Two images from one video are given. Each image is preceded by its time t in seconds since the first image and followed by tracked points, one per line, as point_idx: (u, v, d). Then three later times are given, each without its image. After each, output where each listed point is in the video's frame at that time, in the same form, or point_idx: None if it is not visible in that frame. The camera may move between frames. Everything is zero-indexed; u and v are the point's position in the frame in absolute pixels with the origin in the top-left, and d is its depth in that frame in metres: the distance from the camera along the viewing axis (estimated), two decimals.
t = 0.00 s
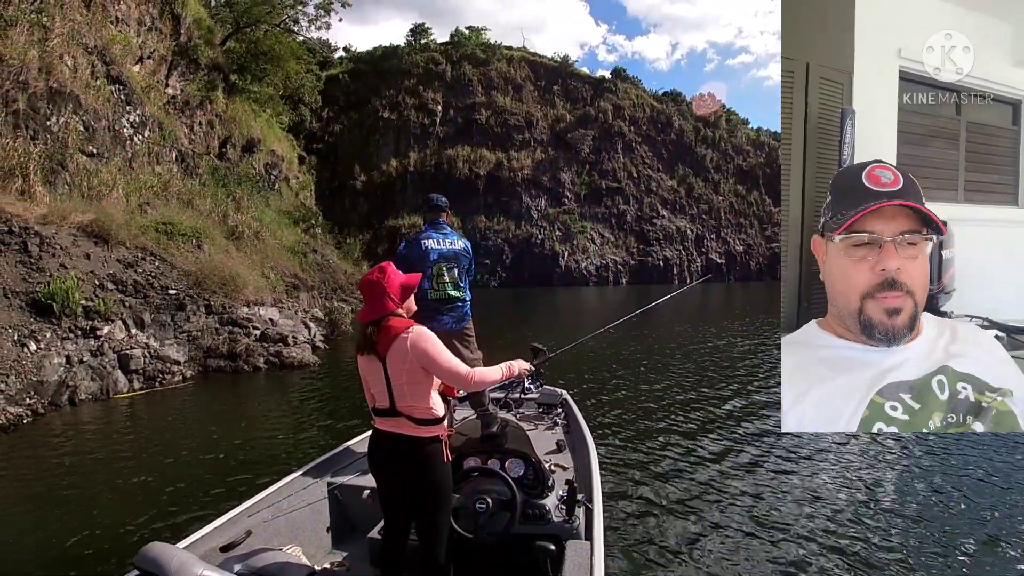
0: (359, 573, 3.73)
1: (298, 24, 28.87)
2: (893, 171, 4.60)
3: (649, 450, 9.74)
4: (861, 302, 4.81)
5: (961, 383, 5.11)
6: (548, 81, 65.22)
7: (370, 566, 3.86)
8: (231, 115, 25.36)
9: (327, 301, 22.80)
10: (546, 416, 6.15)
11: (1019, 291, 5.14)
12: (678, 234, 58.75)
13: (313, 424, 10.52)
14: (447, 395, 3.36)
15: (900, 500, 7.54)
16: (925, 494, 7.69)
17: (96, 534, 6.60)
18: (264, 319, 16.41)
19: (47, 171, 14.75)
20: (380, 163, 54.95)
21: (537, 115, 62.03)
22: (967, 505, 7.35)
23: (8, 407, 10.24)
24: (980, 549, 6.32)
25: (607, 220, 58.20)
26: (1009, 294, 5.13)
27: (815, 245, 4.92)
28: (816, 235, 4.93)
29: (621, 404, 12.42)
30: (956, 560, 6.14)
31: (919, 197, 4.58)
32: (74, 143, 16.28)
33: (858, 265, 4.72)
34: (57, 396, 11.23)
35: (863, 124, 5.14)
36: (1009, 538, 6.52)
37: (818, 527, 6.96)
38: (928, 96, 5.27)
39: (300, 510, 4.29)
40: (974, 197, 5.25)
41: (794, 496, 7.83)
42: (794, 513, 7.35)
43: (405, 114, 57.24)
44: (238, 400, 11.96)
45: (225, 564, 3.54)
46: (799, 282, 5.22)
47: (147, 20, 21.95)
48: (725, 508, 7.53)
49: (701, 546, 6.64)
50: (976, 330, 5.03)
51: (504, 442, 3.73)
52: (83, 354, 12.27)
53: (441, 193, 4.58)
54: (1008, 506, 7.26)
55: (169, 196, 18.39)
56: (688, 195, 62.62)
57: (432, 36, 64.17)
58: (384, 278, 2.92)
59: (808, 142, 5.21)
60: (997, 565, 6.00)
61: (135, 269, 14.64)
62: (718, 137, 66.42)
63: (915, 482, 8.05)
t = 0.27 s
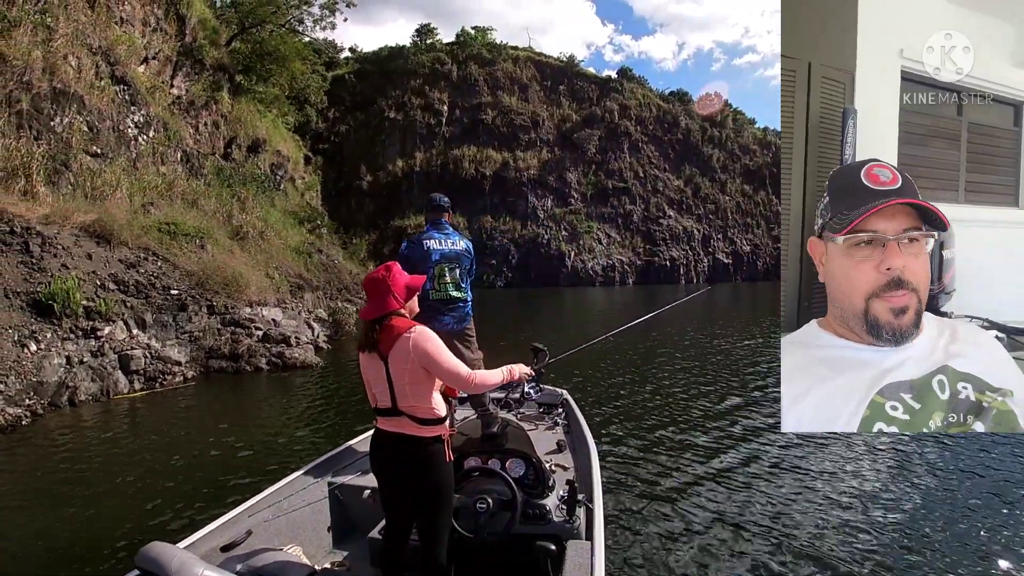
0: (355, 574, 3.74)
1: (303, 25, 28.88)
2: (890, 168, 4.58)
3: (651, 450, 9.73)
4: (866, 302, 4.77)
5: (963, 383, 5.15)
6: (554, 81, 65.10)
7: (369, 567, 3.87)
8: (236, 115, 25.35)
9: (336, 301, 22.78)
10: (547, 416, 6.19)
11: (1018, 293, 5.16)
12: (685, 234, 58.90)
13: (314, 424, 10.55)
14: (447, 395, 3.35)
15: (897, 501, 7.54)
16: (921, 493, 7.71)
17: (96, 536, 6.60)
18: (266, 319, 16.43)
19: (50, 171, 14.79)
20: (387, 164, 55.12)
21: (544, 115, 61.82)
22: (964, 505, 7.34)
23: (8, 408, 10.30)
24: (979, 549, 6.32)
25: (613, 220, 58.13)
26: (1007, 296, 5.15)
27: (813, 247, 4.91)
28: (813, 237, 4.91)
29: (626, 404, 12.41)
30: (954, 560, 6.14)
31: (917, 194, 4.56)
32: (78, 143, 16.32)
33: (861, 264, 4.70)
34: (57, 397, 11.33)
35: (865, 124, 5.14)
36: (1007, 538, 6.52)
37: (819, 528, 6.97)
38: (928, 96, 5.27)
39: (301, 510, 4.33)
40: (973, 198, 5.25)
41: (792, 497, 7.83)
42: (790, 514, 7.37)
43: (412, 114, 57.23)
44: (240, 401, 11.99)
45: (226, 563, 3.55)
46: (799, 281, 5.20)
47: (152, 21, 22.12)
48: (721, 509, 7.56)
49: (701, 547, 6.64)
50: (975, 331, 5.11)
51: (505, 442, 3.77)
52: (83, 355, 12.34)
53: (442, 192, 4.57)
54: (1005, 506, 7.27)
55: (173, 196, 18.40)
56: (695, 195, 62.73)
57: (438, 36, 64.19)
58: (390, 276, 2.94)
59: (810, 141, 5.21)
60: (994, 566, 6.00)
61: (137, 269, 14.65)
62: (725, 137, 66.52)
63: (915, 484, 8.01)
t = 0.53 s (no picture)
0: None
1: (307, 25, 28.76)
2: (888, 166, 4.62)
3: (651, 450, 9.72)
4: (861, 300, 4.81)
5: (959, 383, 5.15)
6: (559, 80, 65.04)
7: (369, 567, 3.88)
8: (241, 116, 25.36)
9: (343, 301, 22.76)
10: (547, 416, 6.21)
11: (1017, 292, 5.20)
12: (691, 233, 58.80)
13: (316, 426, 10.54)
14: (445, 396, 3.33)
15: (896, 501, 7.54)
16: (920, 494, 7.69)
17: (99, 537, 6.62)
18: (268, 320, 16.43)
19: (53, 172, 14.83)
20: (392, 164, 55.20)
21: (550, 115, 61.63)
22: (963, 505, 7.32)
23: (6, 409, 10.33)
24: (979, 550, 6.31)
25: (620, 220, 58.14)
26: (1006, 295, 5.19)
27: (812, 244, 4.93)
28: (813, 234, 4.92)
29: (630, 404, 12.39)
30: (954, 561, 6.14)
31: (917, 191, 4.61)
32: (82, 144, 16.35)
33: (856, 261, 4.73)
34: (55, 399, 11.26)
35: (865, 124, 5.17)
36: (1006, 539, 6.51)
37: (820, 529, 6.97)
38: (928, 96, 5.32)
39: (300, 511, 4.33)
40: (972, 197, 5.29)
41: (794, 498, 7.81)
42: (793, 514, 7.35)
43: (417, 114, 57.21)
44: (242, 402, 12.01)
45: (226, 563, 3.56)
46: (799, 281, 5.20)
47: (157, 22, 22.31)
48: (723, 510, 7.53)
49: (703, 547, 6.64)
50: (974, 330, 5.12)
51: (505, 442, 3.77)
52: (83, 356, 12.34)
53: (443, 192, 4.61)
54: (1005, 506, 7.25)
55: (177, 197, 18.44)
56: (701, 195, 62.67)
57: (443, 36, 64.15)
58: (394, 275, 2.95)
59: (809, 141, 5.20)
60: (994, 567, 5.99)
61: (138, 270, 14.66)
62: (731, 136, 66.27)
63: (915, 484, 7.99)
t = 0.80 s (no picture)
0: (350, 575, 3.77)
1: (311, 26, 28.40)
2: (889, 168, 4.85)
3: (651, 449, 9.75)
4: (854, 298, 5.01)
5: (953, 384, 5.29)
6: (564, 81, 64.99)
7: (369, 567, 3.88)
8: (245, 117, 25.47)
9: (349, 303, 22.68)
10: (547, 416, 6.21)
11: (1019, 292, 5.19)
12: (697, 233, 58.57)
13: (317, 428, 10.51)
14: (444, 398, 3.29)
15: (895, 502, 7.51)
16: (921, 495, 7.66)
17: (99, 539, 6.63)
18: (270, 321, 16.37)
19: (55, 174, 14.89)
20: (397, 164, 55.28)
21: (554, 115, 61.50)
22: (962, 507, 7.29)
23: (5, 410, 10.39)
24: (979, 552, 6.29)
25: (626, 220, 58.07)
26: (1005, 294, 5.19)
27: (811, 243, 5.12)
28: (812, 232, 5.11)
29: (634, 404, 12.41)
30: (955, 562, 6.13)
31: (917, 194, 4.80)
32: (84, 145, 16.37)
33: (852, 259, 4.94)
34: (54, 400, 11.35)
35: (861, 123, 5.26)
36: (1007, 542, 6.47)
37: (822, 528, 6.96)
38: (928, 96, 5.33)
39: (301, 511, 4.35)
40: (972, 197, 5.27)
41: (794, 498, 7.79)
42: (792, 514, 7.34)
43: (422, 115, 57.30)
44: (243, 404, 12.00)
45: (227, 562, 3.56)
46: (797, 282, 5.32)
47: (160, 24, 22.48)
48: (723, 509, 7.53)
49: (705, 547, 6.63)
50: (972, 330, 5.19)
51: (505, 442, 3.78)
52: (83, 357, 12.34)
53: (440, 191, 4.60)
54: (1006, 510, 7.20)
55: (180, 198, 18.46)
56: (707, 194, 62.47)
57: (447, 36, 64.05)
58: (394, 275, 2.95)
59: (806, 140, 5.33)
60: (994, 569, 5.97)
61: (139, 271, 14.68)
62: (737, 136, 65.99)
63: (914, 485, 7.95)
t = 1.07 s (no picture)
0: None
1: (314, 26, 28.46)
2: (906, 171, 4.87)
3: (653, 450, 9.73)
4: (859, 298, 5.01)
5: (954, 382, 5.25)
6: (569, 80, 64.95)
7: (370, 568, 3.88)
8: (249, 117, 25.53)
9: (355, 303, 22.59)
10: (549, 416, 6.21)
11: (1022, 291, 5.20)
12: (702, 233, 58.47)
13: (318, 430, 10.46)
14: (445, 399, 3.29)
15: (895, 502, 7.48)
16: (921, 496, 7.61)
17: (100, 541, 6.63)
18: (272, 322, 16.34)
19: (57, 175, 14.93)
20: (402, 164, 55.38)
21: (559, 114, 61.40)
22: (962, 508, 7.25)
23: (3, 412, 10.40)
24: (981, 552, 6.26)
25: (630, 220, 58.02)
26: (1005, 293, 5.20)
27: (821, 238, 5.11)
28: (822, 227, 5.09)
29: (638, 405, 12.40)
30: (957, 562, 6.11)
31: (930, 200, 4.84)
32: (86, 145, 16.38)
33: (861, 260, 4.94)
34: (52, 402, 11.28)
35: (859, 123, 5.29)
36: (1010, 542, 6.43)
37: (823, 528, 6.95)
38: (928, 96, 5.36)
39: (303, 512, 4.37)
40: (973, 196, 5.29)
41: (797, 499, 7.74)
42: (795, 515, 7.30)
43: (426, 115, 57.31)
44: (243, 406, 11.96)
45: (228, 563, 3.57)
46: (796, 281, 5.37)
47: (163, 24, 22.65)
48: (725, 510, 7.50)
49: (708, 547, 6.63)
50: (970, 327, 5.19)
51: (506, 443, 3.95)
52: (82, 359, 12.26)
53: (437, 191, 4.68)
54: (1007, 510, 7.15)
55: (183, 199, 18.47)
56: (712, 194, 62.63)
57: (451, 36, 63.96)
58: (395, 276, 2.94)
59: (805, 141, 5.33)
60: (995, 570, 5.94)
61: (139, 271, 14.66)
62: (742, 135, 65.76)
63: (917, 486, 7.92)
